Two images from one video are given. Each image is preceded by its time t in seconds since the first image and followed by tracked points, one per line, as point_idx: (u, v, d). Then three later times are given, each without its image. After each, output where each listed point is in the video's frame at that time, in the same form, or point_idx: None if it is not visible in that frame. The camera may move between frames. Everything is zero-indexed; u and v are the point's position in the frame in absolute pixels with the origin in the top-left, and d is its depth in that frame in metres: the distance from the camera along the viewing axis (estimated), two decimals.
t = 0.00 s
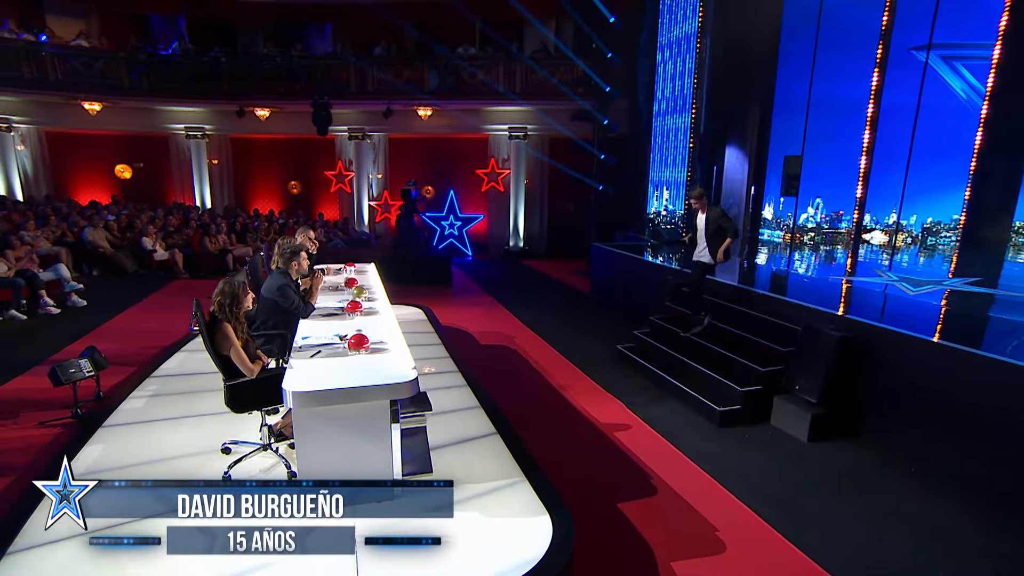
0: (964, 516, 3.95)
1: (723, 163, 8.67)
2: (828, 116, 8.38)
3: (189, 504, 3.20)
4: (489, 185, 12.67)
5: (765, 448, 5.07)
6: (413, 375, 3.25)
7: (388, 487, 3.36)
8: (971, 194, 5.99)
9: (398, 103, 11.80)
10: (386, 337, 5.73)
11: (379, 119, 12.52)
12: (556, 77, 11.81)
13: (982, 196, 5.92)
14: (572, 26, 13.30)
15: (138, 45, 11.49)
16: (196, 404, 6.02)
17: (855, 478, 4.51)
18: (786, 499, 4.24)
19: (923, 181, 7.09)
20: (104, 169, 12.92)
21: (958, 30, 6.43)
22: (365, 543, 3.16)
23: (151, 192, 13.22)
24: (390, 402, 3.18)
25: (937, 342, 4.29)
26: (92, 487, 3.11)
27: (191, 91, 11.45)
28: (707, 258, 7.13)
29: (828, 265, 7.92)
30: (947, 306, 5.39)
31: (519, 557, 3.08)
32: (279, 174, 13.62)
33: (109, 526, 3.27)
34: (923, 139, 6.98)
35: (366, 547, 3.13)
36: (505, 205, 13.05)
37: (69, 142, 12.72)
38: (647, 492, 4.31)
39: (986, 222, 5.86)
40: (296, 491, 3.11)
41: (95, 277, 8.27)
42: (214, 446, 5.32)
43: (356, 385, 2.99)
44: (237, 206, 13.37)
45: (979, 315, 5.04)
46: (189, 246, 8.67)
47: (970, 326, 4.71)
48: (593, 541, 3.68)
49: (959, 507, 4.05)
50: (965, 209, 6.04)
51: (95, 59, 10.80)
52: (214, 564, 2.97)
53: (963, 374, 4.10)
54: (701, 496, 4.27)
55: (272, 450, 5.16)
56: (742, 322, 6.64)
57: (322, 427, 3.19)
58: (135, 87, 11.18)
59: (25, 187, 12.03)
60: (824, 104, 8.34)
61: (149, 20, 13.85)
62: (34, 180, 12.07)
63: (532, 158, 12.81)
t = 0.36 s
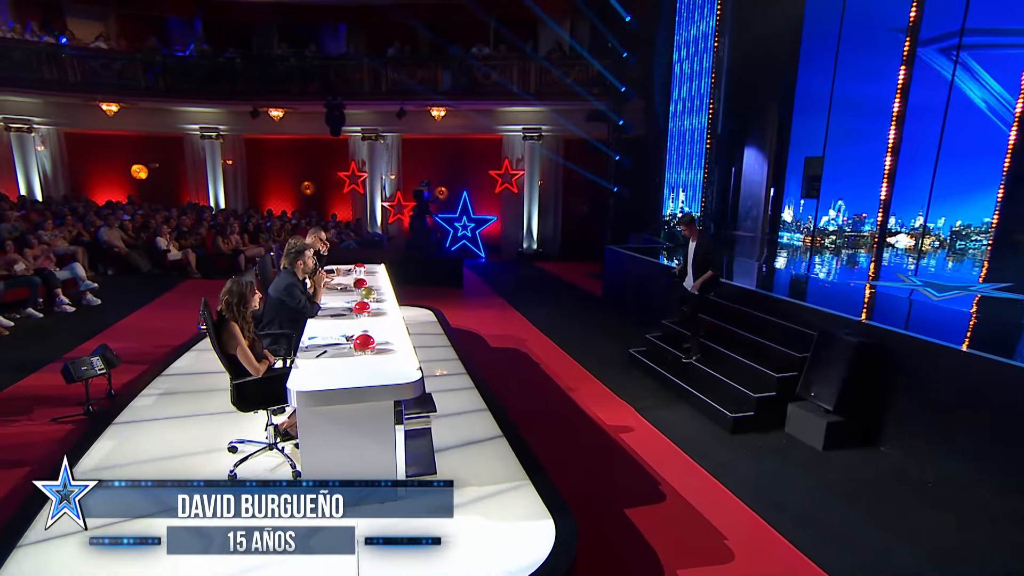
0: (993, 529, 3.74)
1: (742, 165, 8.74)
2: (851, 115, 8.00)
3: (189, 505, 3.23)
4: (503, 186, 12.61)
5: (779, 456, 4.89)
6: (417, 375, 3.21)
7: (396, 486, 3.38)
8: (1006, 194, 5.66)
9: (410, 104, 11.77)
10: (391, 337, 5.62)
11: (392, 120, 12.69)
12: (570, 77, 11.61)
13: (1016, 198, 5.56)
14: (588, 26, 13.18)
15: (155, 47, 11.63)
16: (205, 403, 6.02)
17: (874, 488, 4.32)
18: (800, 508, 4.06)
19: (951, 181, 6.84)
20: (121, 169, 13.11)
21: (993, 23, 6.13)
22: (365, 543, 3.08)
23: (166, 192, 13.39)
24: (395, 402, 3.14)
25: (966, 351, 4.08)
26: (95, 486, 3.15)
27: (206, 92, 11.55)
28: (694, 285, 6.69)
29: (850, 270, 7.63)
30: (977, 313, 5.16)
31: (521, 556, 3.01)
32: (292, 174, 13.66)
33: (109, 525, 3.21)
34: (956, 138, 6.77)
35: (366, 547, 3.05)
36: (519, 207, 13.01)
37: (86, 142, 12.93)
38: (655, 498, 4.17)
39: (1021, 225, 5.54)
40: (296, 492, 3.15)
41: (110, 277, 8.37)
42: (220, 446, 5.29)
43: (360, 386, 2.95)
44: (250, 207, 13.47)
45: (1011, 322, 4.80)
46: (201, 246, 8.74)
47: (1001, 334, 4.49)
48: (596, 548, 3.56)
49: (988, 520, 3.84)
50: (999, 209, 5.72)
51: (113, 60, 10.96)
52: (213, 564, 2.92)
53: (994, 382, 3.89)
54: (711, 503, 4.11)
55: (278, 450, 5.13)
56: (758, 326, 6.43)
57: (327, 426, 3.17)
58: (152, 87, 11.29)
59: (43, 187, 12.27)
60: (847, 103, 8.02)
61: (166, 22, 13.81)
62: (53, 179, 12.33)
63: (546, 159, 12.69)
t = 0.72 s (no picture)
0: None
1: (761, 165, 8.65)
2: (878, 113, 7.81)
3: (189, 505, 3.24)
4: (517, 187, 12.50)
5: (795, 466, 4.69)
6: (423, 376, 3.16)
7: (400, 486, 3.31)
8: None
9: (423, 104, 11.72)
10: (398, 338, 5.51)
11: (405, 120, 12.66)
12: (585, 76, 11.46)
13: None
14: (604, 24, 13.02)
15: (170, 47, 11.73)
16: (213, 402, 6.01)
17: (898, 500, 4.10)
18: (818, 519, 3.87)
19: (983, 184, 6.55)
20: (135, 169, 13.26)
21: None
22: (364, 543, 3.03)
23: (179, 191, 13.53)
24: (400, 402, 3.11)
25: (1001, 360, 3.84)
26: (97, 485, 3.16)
27: (220, 92, 11.60)
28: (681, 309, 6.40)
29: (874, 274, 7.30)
30: (1010, 321, 4.90)
31: (522, 557, 2.95)
32: (304, 174, 13.70)
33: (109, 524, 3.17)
34: (987, 136, 6.50)
35: (365, 546, 2.99)
36: (533, 209, 12.93)
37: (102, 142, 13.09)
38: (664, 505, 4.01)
39: None
40: (296, 492, 3.17)
41: (123, 276, 8.44)
42: (227, 445, 5.26)
43: (365, 386, 2.93)
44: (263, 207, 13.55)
45: None
46: (213, 246, 8.76)
47: None
48: (600, 555, 3.41)
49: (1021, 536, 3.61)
50: None
51: (129, 61, 11.10)
52: (212, 563, 2.87)
53: None
54: (723, 511, 3.94)
55: (284, 450, 5.08)
56: (774, 332, 6.23)
57: (331, 426, 3.15)
58: (167, 88, 11.41)
59: (60, 187, 12.50)
60: (875, 101, 7.81)
61: (181, 22, 14.04)
62: (70, 179, 12.55)
63: (561, 159, 12.58)
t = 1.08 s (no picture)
0: None
1: (782, 164, 8.51)
2: (902, 110, 7.32)
3: (189, 505, 3.18)
4: (530, 186, 12.36)
5: (812, 474, 4.49)
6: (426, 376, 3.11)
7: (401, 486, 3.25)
8: None
9: (436, 102, 11.62)
10: (404, 338, 5.35)
11: (417, 117, 12.45)
12: (600, 74, 11.27)
13: None
14: (620, 20, 12.81)
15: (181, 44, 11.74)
16: (220, 400, 5.94)
17: (921, 512, 3.89)
18: (837, 530, 3.68)
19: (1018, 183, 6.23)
20: (147, 168, 13.37)
21: None
22: (363, 543, 3.02)
23: (190, 190, 13.62)
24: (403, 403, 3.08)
25: None
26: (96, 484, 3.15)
27: (231, 90, 11.60)
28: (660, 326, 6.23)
29: (899, 276, 6.99)
30: None
31: (524, 558, 2.92)
32: (314, 176, 13.78)
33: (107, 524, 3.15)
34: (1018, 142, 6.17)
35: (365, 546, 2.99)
36: (546, 209, 12.75)
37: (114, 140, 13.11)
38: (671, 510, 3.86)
39: None
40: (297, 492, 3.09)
41: (133, 274, 8.43)
42: (231, 444, 5.18)
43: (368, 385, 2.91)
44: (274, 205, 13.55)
45: None
46: (222, 244, 8.65)
47: None
48: (604, 561, 3.28)
49: None
50: None
51: (141, 59, 11.14)
52: (213, 563, 2.85)
53: None
54: (733, 517, 3.78)
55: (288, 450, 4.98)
56: (791, 335, 6.03)
57: (332, 425, 3.11)
58: (178, 86, 11.44)
59: (72, 185, 12.48)
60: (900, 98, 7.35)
61: (194, 20, 14.23)
62: (82, 177, 12.51)
63: (575, 159, 12.45)
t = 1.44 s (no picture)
0: None
1: (806, 162, 8.15)
2: (933, 103, 7.00)
3: (189, 504, 3.02)
4: (545, 184, 12.04)
5: (834, 485, 4.25)
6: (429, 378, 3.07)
7: (402, 487, 3.20)
8: None
9: (448, 97, 11.44)
10: (407, 340, 5.15)
11: (428, 113, 12.24)
12: (617, 67, 10.90)
13: None
14: (637, 12, 12.56)
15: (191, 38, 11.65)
16: (222, 400, 5.78)
17: (953, 527, 3.65)
18: (863, 546, 3.44)
19: None
20: (155, 163, 13.38)
21: None
22: (364, 543, 3.01)
23: (198, 186, 13.62)
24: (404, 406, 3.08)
25: None
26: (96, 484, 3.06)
27: (241, 85, 11.50)
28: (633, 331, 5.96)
29: (932, 277, 6.67)
30: None
31: (525, 560, 2.91)
32: (324, 173, 13.71)
33: (109, 523, 3.13)
34: None
35: (366, 546, 2.99)
36: (559, 208, 12.47)
37: (121, 137, 13.14)
38: (683, 521, 3.67)
39: None
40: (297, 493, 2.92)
41: (139, 271, 8.34)
42: (231, 446, 5.02)
43: (370, 387, 2.91)
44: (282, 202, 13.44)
45: None
46: (230, 241, 8.66)
47: None
48: None
49: None
50: None
51: (149, 54, 11.01)
52: (213, 565, 2.84)
53: None
54: (747, 530, 3.57)
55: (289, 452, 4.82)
56: (812, 338, 5.73)
57: (332, 427, 3.09)
58: (186, 81, 11.38)
59: (81, 181, 12.42)
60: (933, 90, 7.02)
61: (201, 13, 14.05)
62: (90, 173, 12.43)
63: (591, 156, 12.18)
